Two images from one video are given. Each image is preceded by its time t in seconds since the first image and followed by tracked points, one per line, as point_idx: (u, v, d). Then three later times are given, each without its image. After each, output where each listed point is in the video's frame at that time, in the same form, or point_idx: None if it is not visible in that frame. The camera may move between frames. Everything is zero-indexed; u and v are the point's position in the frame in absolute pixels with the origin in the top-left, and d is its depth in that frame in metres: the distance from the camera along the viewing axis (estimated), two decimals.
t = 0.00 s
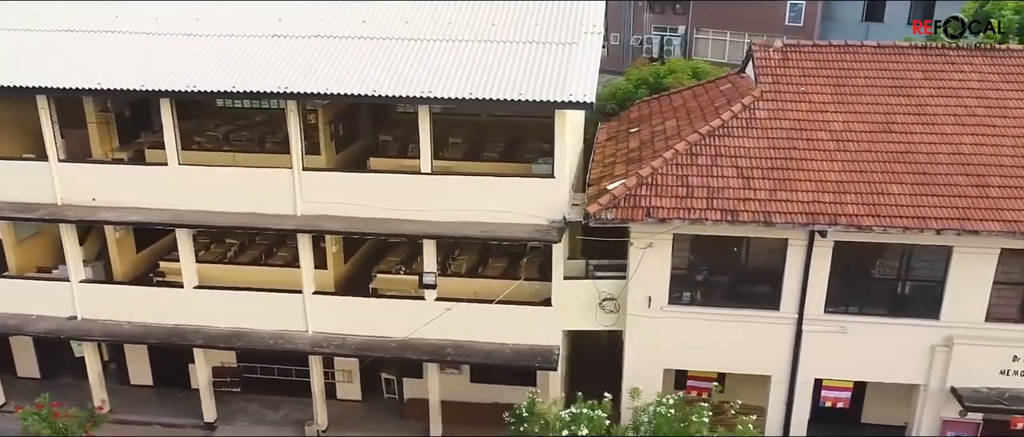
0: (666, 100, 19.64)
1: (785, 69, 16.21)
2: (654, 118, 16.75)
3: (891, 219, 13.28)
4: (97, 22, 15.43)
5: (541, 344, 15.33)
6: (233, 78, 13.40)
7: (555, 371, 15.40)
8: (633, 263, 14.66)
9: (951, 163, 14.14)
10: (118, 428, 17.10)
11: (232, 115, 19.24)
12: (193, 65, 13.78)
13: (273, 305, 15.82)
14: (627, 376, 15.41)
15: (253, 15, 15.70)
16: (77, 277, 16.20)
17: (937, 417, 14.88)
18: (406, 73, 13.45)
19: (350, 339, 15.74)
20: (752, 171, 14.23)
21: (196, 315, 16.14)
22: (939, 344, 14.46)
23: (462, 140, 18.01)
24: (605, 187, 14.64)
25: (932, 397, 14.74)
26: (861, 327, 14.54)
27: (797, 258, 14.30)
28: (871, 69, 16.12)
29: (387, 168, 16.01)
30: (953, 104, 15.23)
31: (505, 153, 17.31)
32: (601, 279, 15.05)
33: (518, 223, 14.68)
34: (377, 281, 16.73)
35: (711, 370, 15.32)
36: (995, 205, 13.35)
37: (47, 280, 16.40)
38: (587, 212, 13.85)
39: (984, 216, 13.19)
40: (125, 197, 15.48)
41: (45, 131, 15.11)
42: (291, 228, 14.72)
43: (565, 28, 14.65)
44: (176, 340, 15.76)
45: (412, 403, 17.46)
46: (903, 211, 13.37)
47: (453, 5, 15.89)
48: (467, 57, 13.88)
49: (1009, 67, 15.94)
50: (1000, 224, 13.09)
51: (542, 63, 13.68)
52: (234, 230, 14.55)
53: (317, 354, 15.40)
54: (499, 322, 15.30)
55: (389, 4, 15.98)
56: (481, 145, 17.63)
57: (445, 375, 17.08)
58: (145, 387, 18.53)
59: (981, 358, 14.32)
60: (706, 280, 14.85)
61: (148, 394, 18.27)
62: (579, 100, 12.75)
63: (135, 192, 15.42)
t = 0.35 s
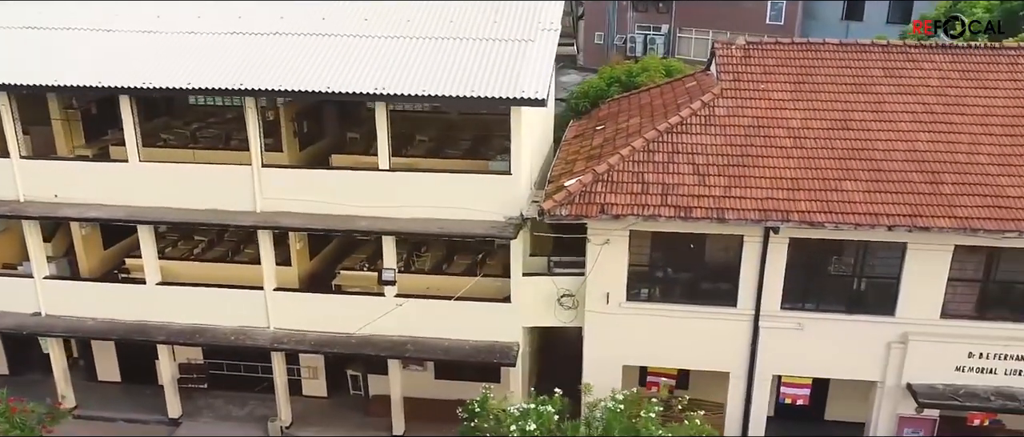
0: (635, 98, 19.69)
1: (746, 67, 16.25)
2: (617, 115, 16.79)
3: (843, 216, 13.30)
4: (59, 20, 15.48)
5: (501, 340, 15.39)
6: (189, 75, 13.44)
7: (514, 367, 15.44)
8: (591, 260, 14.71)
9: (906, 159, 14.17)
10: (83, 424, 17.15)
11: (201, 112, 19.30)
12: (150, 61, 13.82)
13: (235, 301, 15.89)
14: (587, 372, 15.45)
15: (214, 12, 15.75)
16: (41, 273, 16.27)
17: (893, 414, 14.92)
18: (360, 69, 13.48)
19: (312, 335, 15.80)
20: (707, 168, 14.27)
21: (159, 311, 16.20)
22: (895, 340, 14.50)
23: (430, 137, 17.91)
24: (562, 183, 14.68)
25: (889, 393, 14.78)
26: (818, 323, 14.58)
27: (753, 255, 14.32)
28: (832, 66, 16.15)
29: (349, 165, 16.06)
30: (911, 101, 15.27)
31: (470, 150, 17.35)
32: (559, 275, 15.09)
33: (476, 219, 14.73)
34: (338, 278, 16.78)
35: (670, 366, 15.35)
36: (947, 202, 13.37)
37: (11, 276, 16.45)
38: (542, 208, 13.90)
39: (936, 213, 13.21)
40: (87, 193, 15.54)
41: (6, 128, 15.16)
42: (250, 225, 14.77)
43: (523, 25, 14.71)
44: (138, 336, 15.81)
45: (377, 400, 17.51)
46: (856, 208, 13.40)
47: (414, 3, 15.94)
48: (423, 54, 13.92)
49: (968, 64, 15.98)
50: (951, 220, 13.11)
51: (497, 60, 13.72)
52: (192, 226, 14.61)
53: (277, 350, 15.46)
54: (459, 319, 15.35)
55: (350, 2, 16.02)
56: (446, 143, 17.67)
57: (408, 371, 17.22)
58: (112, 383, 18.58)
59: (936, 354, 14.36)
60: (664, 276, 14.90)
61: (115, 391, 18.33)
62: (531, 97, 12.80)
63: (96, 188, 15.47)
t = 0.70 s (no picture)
0: (603, 96, 19.73)
1: (707, 64, 16.31)
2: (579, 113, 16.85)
3: (794, 213, 13.35)
4: (21, 17, 15.53)
5: (460, 336, 15.44)
6: (144, 72, 13.48)
7: (474, 363, 15.49)
8: (548, 256, 14.75)
9: (860, 157, 14.22)
10: (49, 420, 17.22)
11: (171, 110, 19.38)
12: (106, 58, 13.85)
13: (197, 297, 15.96)
14: (545, 368, 15.48)
15: (175, 10, 15.79)
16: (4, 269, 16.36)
17: (850, 410, 14.96)
18: (315, 66, 13.51)
19: (272, 331, 15.87)
20: (662, 165, 14.33)
21: (121, 308, 16.27)
22: (850, 337, 14.55)
23: (395, 134, 17.97)
24: (520, 180, 14.72)
25: (845, 390, 14.81)
26: (774, 320, 14.62)
27: (708, 252, 14.36)
28: (792, 64, 16.21)
29: (310, 162, 16.10)
30: (869, 98, 15.32)
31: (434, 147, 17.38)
32: (517, 272, 15.12)
33: (433, 216, 14.76)
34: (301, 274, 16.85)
35: (629, 363, 15.39)
36: (899, 199, 13.42)
37: None
38: (496, 205, 13.94)
39: (887, 210, 13.26)
40: (48, 189, 15.61)
41: None
42: (209, 221, 14.82)
43: (480, 23, 14.77)
44: (100, 331, 15.88)
45: (342, 396, 17.58)
46: (808, 205, 13.44)
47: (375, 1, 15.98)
48: (378, 51, 13.95)
49: (928, 62, 16.01)
50: (901, 217, 13.16)
51: (452, 57, 13.77)
52: (151, 223, 14.66)
53: (237, 346, 15.52)
54: (418, 315, 15.42)
55: None
56: (411, 140, 17.70)
57: (371, 368, 17.29)
58: (80, 380, 18.66)
59: (891, 351, 14.39)
60: (621, 273, 14.96)
61: (82, 387, 18.40)
62: (483, 94, 12.85)
63: (58, 185, 15.54)
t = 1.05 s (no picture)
0: (571, 94, 19.78)
1: (668, 62, 16.37)
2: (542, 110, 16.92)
3: (747, 209, 13.41)
4: None
5: (420, 332, 15.51)
6: (100, 69, 13.53)
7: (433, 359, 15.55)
8: (505, 252, 14.82)
9: (815, 154, 14.28)
10: (14, 416, 17.29)
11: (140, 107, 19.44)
12: (64, 55, 13.90)
13: (159, 294, 16.03)
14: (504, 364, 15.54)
15: (138, 8, 15.85)
16: None
17: (807, 406, 14.99)
18: (270, 63, 13.57)
19: (234, 328, 15.93)
20: (618, 162, 14.39)
21: (85, 304, 16.34)
22: (806, 333, 14.60)
23: (362, 131, 18.03)
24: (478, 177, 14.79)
25: (801, 386, 14.85)
26: (730, 316, 14.68)
27: (664, 248, 14.42)
28: (753, 62, 16.28)
29: (272, 159, 16.16)
30: (828, 96, 15.39)
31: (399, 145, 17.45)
32: (476, 268, 15.20)
33: (391, 213, 14.83)
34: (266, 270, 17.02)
35: (588, 359, 15.44)
36: (851, 195, 13.48)
37: None
38: (452, 201, 14.02)
39: (838, 206, 13.31)
40: (11, 186, 15.67)
41: None
42: (168, 218, 14.89)
43: (438, 20, 14.84)
44: (63, 328, 15.95)
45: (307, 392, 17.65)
46: (760, 201, 13.50)
47: None
48: (334, 48, 14.01)
49: (888, 60, 16.10)
50: (852, 213, 13.22)
51: (407, 54, 13.83)
52: (110, 219, 14.73)
53: (198, 342, 15.58)
54: (378, 312, 15.49)
55: None
56: (376, 138, 17.76)
57: (335, 364, 17.34)
58: (49, 376, 18.73)
59: (846, 347, 14.45)
60: (580, 270, 15.04)
61: (50, 383, 18.47)
62: (435, 91, 12.91)
63: (20, 182, 15.61)
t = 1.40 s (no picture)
0: (539, 92, 19.85)
1: (629, 60, 16.43)
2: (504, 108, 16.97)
3: (698, 206, 13.47)
4: None
5: (380, 328, 15.58)
6: (57, 66, 13.57)
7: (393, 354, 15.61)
8: (463, 249, 14.87)
9: (769, 151, 14.34)
10: None
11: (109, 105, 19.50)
12: (22, 53, 13.95)
13: (122, 290, 16.11)
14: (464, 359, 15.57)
15: (100, 6, 15.91)
16: None
17: (763, 403, 15.03)
18: (225, 61, 13.63)
19: (196, 324, 16.01)
20: (574, 159, 14.45)
21: (48, 300, 16.42)
22: (761, 330, 14.68)
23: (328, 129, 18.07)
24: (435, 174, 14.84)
25: (757, 382, 14.90)
26: (685, 312, 14.75)
27: (619, 245, 14.49)
28: (713, 59, 16.34)
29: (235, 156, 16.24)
30: (785, 94, 15.44)
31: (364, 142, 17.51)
32: (434, 264, 15.26)
33: (350, 210, 14.89)
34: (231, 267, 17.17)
35: (547, 356, 15.49)
36: (802, 193, 13.53)
37: None
38: (407, 198, 14.09)
39: (789, 203, 13.37)
40: None
41: None
42: (128, 214, 14.97)
43: (396, 18, 14.93)
44: (26, 324, 16.04)
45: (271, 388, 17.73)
46: (712, 198, 13.56)
47: None
48: (290, 46, 14.07)
49: (846, 58, 16.16)
50: (802, 210, 13.26)
51: (362, 52, 13.90)
52: (69, 216, 14.81)
53: (159, 339, 15.66)
54: (338, 308, 15.56)
55: None
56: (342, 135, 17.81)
57: (299, 361, 17.31)
58: (17, 373, 18.82)
59: (801, 343, 14.51)
60: (538, 267, 15.11)
61: (18, 380, 18.56)
62: (387, 88, 12.98)
63: None
